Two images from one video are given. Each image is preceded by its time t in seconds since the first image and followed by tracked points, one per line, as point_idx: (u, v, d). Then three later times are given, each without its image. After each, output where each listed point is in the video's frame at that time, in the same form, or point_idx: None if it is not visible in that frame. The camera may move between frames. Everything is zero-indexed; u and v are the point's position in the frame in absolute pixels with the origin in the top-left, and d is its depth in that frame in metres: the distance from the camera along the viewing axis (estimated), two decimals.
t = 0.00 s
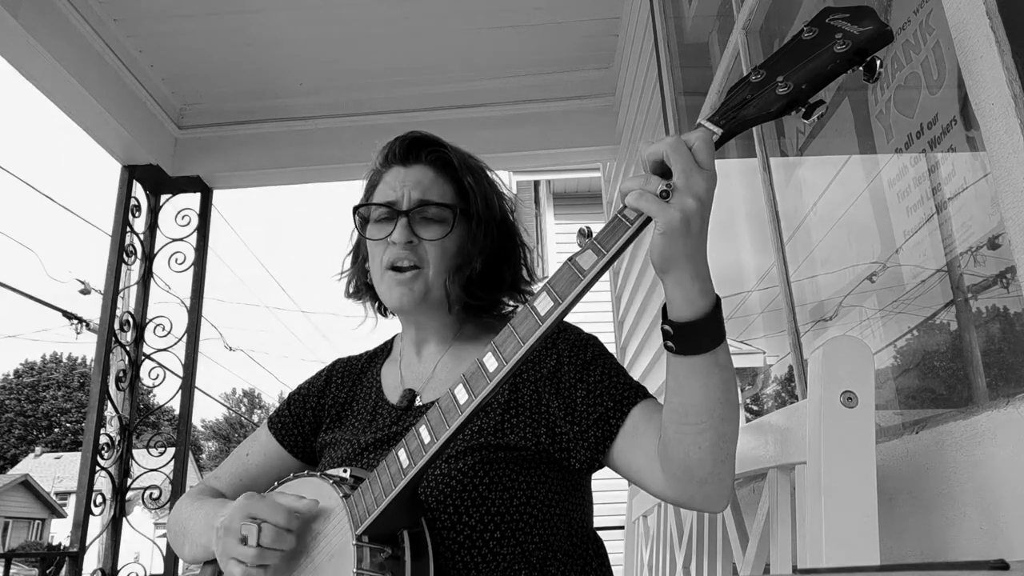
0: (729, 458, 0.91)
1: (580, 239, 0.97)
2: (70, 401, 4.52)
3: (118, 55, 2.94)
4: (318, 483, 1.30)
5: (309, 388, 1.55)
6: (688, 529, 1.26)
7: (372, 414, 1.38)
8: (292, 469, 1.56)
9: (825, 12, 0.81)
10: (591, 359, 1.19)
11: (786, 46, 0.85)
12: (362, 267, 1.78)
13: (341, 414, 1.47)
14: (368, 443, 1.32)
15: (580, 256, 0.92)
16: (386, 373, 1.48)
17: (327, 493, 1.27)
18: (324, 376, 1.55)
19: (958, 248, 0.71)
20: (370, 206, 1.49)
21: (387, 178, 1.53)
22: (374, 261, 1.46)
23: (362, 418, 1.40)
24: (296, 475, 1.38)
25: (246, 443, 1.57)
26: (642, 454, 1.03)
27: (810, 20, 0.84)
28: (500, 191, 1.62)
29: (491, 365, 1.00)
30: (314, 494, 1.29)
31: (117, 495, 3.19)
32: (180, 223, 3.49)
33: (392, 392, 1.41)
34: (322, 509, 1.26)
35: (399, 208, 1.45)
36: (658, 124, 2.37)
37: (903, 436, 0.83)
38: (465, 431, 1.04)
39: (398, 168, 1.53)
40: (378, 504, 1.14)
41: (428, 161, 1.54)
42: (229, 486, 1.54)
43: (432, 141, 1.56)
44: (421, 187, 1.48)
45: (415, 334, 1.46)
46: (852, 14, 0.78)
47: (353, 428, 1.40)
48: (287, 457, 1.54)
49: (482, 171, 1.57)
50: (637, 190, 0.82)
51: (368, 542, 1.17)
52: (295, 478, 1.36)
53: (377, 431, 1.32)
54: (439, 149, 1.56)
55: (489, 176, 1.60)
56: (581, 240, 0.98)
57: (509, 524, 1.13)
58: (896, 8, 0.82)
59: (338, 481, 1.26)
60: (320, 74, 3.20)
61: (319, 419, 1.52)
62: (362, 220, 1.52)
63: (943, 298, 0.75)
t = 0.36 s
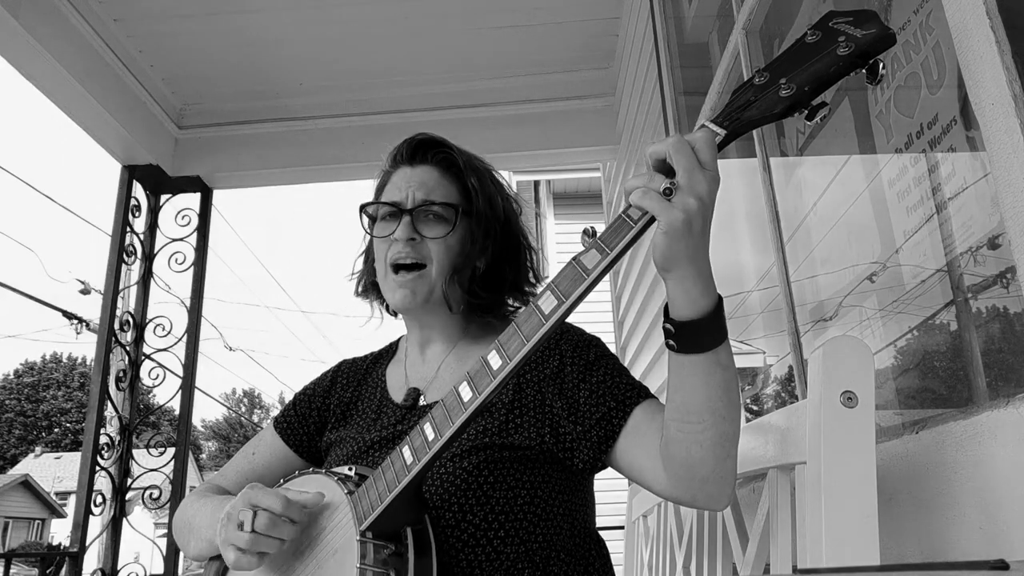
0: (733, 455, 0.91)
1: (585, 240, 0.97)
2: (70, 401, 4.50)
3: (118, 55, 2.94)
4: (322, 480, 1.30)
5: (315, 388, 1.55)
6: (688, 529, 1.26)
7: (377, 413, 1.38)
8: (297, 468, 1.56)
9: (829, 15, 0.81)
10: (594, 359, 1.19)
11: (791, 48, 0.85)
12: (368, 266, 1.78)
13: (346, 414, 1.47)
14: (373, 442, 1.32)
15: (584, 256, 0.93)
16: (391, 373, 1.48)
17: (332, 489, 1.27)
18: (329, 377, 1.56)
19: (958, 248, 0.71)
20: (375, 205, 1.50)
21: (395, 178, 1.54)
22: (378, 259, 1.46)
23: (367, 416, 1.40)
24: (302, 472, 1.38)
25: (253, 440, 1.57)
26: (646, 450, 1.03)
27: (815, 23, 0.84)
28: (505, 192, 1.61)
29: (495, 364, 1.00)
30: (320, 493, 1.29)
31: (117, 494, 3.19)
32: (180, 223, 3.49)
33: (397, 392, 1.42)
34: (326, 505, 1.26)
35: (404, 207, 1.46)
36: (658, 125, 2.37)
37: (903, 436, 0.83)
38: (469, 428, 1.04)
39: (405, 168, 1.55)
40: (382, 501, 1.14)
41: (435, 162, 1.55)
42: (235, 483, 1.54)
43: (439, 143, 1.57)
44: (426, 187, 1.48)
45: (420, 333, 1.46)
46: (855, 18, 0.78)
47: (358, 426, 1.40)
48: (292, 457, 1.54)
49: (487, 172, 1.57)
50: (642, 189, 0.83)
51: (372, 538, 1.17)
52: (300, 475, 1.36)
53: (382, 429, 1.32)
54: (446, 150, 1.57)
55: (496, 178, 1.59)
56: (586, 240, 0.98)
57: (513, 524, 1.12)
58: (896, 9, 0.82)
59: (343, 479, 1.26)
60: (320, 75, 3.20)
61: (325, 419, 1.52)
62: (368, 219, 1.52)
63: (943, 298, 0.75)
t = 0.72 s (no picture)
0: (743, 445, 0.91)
1: (581, 240, 0.97)
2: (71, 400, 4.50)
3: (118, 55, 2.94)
4: (319, 483, 1.30)
5: (310, 391, 1.55)
6: (688, 528, 1.26)
7: (372, 415, 1.38)
8: (295, 471, 1.56)
9: (821, 16, 0.81)
10: (592, 355, 1.19)
11: (784, 48, 0.85)
12: (358, 268, 1.78)
13: (342, 416, 1.47)
14: (370, 443, 1.32)
15: (580, 256, 0.92)
16: (386, 375, 1.48)
17: (328, 491, 1.27)
18: (324, 379, 1.56)
19: (958, 248, 0.71)
20: (383, 200, 1.49)
21: (400, 175, 1.53)
22: (388, 253, 1.45)
23: (362, 418, 1.40)
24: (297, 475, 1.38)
25: (248, 445, 1.57)
26: (651, 444, 1.03)
27: (808, 23, 0.84)
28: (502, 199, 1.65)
29: (492, 363, 1.00)
30: (316, 498, 1.29)
31: (117, 494, 3.19)
32: (180, 223, 3.49)
33: (392, 392, 1.41)
34: (322, 509, 1.26)
35: (417, 201, 1.46)
36: (658, 125, 2.37)
37: (903, 436, 0.83)
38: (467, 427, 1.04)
39: (411, 166, 1.54)
40: (379, 503, 1.14)
41: (442, 162, 1.55)
42: (230, 488, 1.53)
43: (444, 146, 1.58)
44: (438, 184, 1.49)
45: (417, 335, 1.46)
46: (848, 18, 0.78)
47: (354, 428, 1.40)
48: (288, 460, 1.54)
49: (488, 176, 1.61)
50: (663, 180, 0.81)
51: (369, 540, 1.17)
52: (296, 479, 1.36)
53: (378, 431, 1.32)
54: (450, 151, 1.57)
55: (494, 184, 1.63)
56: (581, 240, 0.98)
57: (510, 523, 1.13)
58: (896, 9, 0.82)
59: (340, 481, 1.26)
60: (320, 75, 3.20)
61: (320, 421, 1.52)
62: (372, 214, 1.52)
63: (943, 299, 0.75)
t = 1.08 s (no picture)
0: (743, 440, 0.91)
1: (575, 237, 0.98)
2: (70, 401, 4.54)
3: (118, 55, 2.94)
4: (315, 486, 1.31)
5: (302, 394, 1.54)
6: (688, 528, 1.26)
7: (366, 417, 1.38)
8: (288, 472, 1.56)
9: (816, 9, 0.82)
10: (587, 353, 1.19)
11: (780, 42, 0.85)
12: (344, 270, 1.78)
13: (335, 419, 1.47)
14: (365, 443, 1.32)
15: (575, 254, 0.93)
16: (380, 377, 1.47)
17: (324, 494, 1.28)
18: (317, 381, 1.55)
19: (958, 248, 0.71)
20: (375, 199, 1.49)
21: (389, 174, 1.54)
22: (382, 251, 1.45)
23: (356, 420, 1.40)
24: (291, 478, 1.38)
25: (240, 448, 1.57)
26: (650, 441, 1.03)
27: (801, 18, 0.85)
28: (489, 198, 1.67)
29: (488, 362, 1.00)
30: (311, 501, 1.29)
31: (116, 494, 3.19)
32: (180, 223, 3.49)
33: (386, 394, 1.41)
34: (318, 511, 1.27)
35: (410, 199, 1.47)
36: (658, 125, 2.37)
37: (903, 436, 0.83)
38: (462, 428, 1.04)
39: (400, 165, 1.55)
40: (376, 504, 1.14)
41: (431, 159, 1.55)
42: (224, 492, 1.53)
43: (432, 143, 1.59)
44: (430, 182, 1.50)
45: (409, 333, 1.45)
46: (842, 11, 0.79)
47: (348, 430, 1.40)
48: (280, 462, 1.54)
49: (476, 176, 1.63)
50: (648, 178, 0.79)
51: (366, 543, 1.18)
52: (290, 481, 1.36)
53: (373, 432, 1.32)
54: (439, 149, 1.58)
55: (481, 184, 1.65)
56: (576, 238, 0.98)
57: (507, 524, 1.12)
58: (896, 8, 0.82)
59: (336, 483, 1.28)
60: (320, 74, 3.20)
61: (313, 424, 1.51)
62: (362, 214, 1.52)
63: (943, 298, 0.75)
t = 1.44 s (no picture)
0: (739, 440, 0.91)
1: (575, 236, 0.97)
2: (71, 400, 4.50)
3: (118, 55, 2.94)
4: (318, 483, 1.31)
5: (305, 395, 1.55)
6: (688, 528, 1.26)
7: (367, 418, 1.38)
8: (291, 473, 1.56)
9: (812, 10, 0.82)
10: (587, 354, 1.19)
11: (778, 42, 0.85)
12: (347, 277, 1.79)
13: (337, 420, 1.47)
14: (366, 443, 1.32)
15: (575, 253, 0.93)
16: (381, 378, 1.48)
17: (326, 491, 1.27)
18: (319, 382, 1.55)
19: (958, 248, 0.71)
20: (358, 207, 1.49)
21: (373, 179, 1.54)
22: (367, 260, 1.45)
23: (358, 421, 1.40)
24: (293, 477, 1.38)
25: (243, 451, 1.58)
26: (648, 444, 1.03)
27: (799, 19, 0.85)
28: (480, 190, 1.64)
29: (488, 361, 1.00)
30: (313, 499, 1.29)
31: (117, 494, 3.19)
32: (180, 223, 3.49)
33: (387, 394, 1.42)
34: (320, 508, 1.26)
35: (389, 205, 1.46)
36: (657, 125, 2.37)
37: (903, 436, 0.83)
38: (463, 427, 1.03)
39: (383, 169, 1.54)
40: (376, 503, 1.14)
41: (412, 160, 1.55)
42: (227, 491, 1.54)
43: (414, 144, 1.58)
44: (409, 185, 1.49)
45: (408, 335, 1.46)
46: (839, 12, 0.79)
47: (349, 431, 1.40)
48: (284, 464, 1.54)
49: (463, 169, 1.59)
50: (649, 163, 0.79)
51: (367, 540, 1.17)
52: (293, 479, 1.36)
53: (374, 432, 1.32)
54: (421, 149, 1.58)
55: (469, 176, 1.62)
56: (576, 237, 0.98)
57: (507, 524, 1.12)
58: (896, 8, 0.82)
59: (337, 481, 1.27)
60: (320, 74, 3.20)
61: (315, 425, 1.51)
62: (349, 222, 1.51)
63: (943, 298, 0.75)
